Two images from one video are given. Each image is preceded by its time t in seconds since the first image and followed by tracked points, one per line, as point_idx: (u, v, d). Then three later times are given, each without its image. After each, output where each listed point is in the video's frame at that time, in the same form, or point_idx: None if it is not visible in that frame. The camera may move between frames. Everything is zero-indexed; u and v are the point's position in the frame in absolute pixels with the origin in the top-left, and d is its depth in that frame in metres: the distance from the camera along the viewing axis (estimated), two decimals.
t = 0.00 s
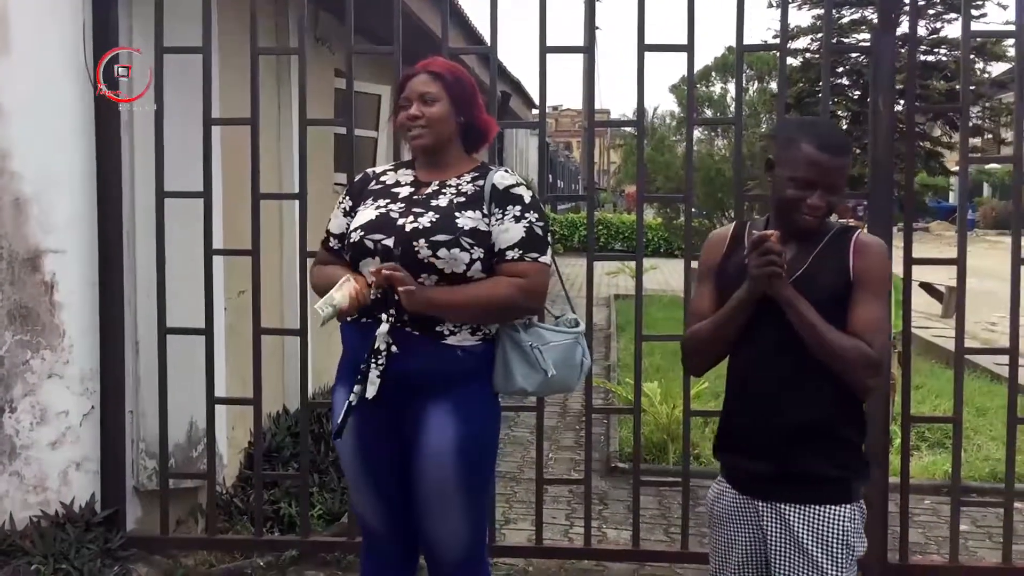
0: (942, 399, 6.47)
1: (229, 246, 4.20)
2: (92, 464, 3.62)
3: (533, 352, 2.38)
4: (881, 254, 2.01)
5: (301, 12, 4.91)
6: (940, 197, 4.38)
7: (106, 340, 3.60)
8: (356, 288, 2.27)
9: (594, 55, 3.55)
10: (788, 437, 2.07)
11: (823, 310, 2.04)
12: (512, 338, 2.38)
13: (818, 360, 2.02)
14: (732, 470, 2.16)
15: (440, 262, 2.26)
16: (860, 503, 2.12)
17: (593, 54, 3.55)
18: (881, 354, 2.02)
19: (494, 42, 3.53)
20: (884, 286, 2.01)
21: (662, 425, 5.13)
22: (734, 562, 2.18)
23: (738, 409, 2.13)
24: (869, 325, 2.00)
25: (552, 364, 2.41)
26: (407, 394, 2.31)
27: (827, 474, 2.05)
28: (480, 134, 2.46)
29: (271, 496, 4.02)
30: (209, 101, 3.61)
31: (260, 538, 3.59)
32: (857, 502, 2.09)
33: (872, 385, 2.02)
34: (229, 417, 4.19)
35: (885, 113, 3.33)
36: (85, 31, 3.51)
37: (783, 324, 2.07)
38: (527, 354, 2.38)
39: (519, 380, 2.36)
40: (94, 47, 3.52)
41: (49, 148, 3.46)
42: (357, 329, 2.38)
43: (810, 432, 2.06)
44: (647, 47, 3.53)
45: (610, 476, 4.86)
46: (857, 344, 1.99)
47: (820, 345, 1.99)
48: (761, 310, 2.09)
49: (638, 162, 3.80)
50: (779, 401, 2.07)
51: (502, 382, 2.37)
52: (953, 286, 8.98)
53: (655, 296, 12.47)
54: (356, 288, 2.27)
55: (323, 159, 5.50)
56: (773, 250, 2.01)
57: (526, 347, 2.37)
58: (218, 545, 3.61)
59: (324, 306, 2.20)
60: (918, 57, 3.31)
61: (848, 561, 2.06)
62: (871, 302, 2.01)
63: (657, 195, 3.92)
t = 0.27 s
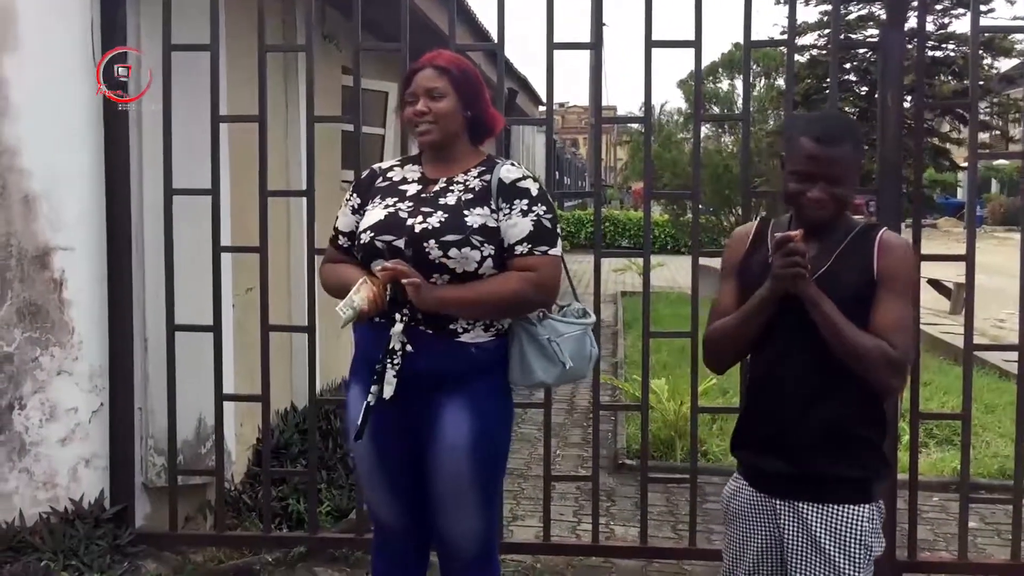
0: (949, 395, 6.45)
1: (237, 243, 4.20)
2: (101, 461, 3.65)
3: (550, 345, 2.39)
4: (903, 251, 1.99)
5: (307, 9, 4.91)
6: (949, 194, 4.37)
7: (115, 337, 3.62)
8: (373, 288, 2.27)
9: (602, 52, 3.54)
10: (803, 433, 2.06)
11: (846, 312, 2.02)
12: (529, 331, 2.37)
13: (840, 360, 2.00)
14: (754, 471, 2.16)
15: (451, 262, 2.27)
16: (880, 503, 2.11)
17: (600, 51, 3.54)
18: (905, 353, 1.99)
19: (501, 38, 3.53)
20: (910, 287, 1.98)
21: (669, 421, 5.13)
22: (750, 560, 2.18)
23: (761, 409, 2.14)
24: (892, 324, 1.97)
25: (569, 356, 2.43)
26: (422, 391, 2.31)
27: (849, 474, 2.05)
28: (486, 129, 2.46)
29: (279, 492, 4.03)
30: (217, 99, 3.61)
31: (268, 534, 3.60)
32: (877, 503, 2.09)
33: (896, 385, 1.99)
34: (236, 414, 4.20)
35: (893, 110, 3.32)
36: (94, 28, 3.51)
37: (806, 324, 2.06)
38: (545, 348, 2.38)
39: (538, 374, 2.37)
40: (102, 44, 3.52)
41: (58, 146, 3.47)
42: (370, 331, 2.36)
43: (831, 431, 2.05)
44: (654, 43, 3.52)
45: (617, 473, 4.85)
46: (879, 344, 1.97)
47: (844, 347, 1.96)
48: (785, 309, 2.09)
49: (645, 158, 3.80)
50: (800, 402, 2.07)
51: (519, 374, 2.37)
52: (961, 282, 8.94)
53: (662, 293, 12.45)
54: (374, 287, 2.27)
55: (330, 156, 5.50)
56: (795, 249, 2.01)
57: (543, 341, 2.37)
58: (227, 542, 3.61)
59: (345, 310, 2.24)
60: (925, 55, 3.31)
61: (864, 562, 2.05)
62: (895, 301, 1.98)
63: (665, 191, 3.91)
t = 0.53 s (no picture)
0: (957, 392, 6.43)
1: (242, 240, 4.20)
2: (107, 458, 3.64)
3: (558, 341, 2.39)
4: (916, 247, 1.95)
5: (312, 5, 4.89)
6: (957, 189, 4.34)
7: (120, 334, 3.60)
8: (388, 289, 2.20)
9: (608, 47, 3.53)
10: (816, 429, 2.05)
11: (849, 307, 2.01)
12: (536, 327, 2.39)
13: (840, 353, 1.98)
14: (767, 468, 2.15)
15: (459, 261, 2.26)
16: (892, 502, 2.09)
17: (606, 46, 3.52)
18: (908, 352, 1.96)
19: (507, 34, 3.51)
20: (917, 285, 1.94)
21: (676, 418, 5.12)
22: (759, 560, 2.18)
23: (771, 406, 2.13)
24: (897, 321, 1.95)
25: (578, 351, 2.42)
26: (433, 387, 2.30)
27: (853, 473, 2.03)
28: (489, 127, 2.45)
29: (285, 489, 4.03)
30: (221, 96, 3.60)
31: (274, 531, 3.60)
32: (887, 503, 2.06)
33: (896, 384, 1.96)
34: (242, 410, 4.19)
35: (901, 105, 3.30)
36: (97, 26, 3.51)
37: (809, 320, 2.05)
38: (553, 344, 2.39)
39: (545, 369, 2.38)
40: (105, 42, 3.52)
41: (63, 144, 3.47)
42: (378, 329, 2.36)
43: (839, 430, 2.03)
44: (660, 39, 3.50)
45: (623, 470, 4.84)
46: (881, 340, 1.94)
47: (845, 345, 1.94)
48: (790, 305, 2.07)
49: (651, 154, 3.78)
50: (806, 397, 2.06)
51: (527, 370, 2.39)
52: (969, 278, 8.90)
53: (668, 289, 12.44)
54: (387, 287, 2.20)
55: (335, 153, 5.50)
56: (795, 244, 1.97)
57: (551, 336, 2.38)
58: (232, 539, 3.62)
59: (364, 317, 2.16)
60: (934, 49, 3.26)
61: (874, 562, 2.04)
62: (900, 298, 1.95)
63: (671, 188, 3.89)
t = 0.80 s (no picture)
0: (959, 388, 6.42)
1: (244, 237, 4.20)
2: (109, 455, 3.66)
3: (562, 329, 2.38)
4: (906, 245, 1.92)
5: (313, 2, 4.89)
6: (959, 185, 4.34)
7: (122, 331, 3.61)
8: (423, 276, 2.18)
9: (609, 44, 3.52)
10: (818, 425, 2.04)
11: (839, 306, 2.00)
12: (542, 315, 2.37)
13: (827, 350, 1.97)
14: (766, 463, 2.16)
15: (467, 252, 2.25)
16: (891, 501, 2.08)
17: (608, 43, 3.52)
18: (895, 351, 1.92)
19: (508, 30, 3.51)
20: (908, 283, 1.90)
21: (678, 415, 5.11)
22: (759, 556, 2.20)
23: (771, 403, 2.12)
24: (887, 318, 1.91)
25: (580, 339, 2.43)
26: (438, 383, 2.30)
27: (848, 470, 2.02)
28: (486, 126, 2.47)
29: (287, 486, 4.03)
30: (224, 93, 3.60)
31: (276, 529, 3.60)
32: (884, 501, 2.05)
33: (883, 382, 1.94)
34: (244, 408, 4.19)
35: (904, 101, 3.29)
36: (99, 23, 3.50)
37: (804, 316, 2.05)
38: (557, 332, 2.38)
39: (549, 358, 2.36)
40: (107, 40, 3.52)
41: (64, 141, 3.47)
42: (380, 323, 2.37)
43: (840, 427, 2.02)
44: (662, 35, 3.49)
45: (625, 467, 4.84)
46: (866, 338, 1.92)
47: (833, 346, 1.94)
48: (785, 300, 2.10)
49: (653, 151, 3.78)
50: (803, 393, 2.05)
51: (530, 359, 2.38)
52: (971, 275, 8.90)
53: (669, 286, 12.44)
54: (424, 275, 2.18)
55: (336, 150, 5.50)
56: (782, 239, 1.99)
57: (555, 325, 2.37)
58: (234, 536, 3.63)
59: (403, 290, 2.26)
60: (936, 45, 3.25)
61: (870, 560, 2.03)
62: (890, 295, 1.92)
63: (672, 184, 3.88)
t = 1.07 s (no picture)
0: (962, 384, 6.41)
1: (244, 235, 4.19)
2: (109, 453, 3.66)
3: (567, 320, 2.40)
4: (895, 238, 1.90)
5: None
6: (961, 181, 4.32)
7: (122, 329, 3.61)
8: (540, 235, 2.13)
9: (610, 40, 3.51)
10: (819, 423, 2.02)
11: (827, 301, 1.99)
12: (548, 307, 2.36)
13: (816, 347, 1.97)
14: (765, 460, 2.15)
15: (465, 246, 2.22)
16: (886, 498, 2.07)
17: (609, 39, 3.50)
18: (882, 345, 1.90)
19: (509, 27, 3.50)
20: (896, 275, 1.89)
21: (681, 412, 5.11)
22: (753, 553, 2.21)
23: (767, 402, 2.11)
24: (873, 312, 1.90)
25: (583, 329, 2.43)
26: (440, 379, 2.30)
27: (846, 466, 2.00)
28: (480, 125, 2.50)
29: (288, 483, 4.03)
30: (223, 90, 3.59)
31: (276, 526, 3.60)
32: (877, 499, 2.04)
33: (869, 376, 1.92)
34: (245, 405, 4.19)
35: (906, 98, 3.28)
36: (99, 21, 3.49)
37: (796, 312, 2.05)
38: (563, 324, 2.39)
39: (556, 350, 2.37)
40: (107, 38, 3.51)
41: (64, 139, 3.46)
42: (378, 321, 2.36)
43: (838, 425, 2.01)
44: (663, 31, 3.48)
45: (627, 463, 4.84)
46: (852, 333, 1.91)
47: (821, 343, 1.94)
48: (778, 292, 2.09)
49: (654, 147, 3.77)
50: (801, 390, 2.04)
51: (535, 350, 2.37)
52: (974, 271, 8.88)
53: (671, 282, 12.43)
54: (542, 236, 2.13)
55: (337, 147, 5.50)
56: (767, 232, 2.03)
57: (561, 317, 2.37)
58: (234, 533, 3.63)
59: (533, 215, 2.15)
60: (939, 41, 3.23)
61: (862, 555, 2.02)
62: (878, 288, 1.90)
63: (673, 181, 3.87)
